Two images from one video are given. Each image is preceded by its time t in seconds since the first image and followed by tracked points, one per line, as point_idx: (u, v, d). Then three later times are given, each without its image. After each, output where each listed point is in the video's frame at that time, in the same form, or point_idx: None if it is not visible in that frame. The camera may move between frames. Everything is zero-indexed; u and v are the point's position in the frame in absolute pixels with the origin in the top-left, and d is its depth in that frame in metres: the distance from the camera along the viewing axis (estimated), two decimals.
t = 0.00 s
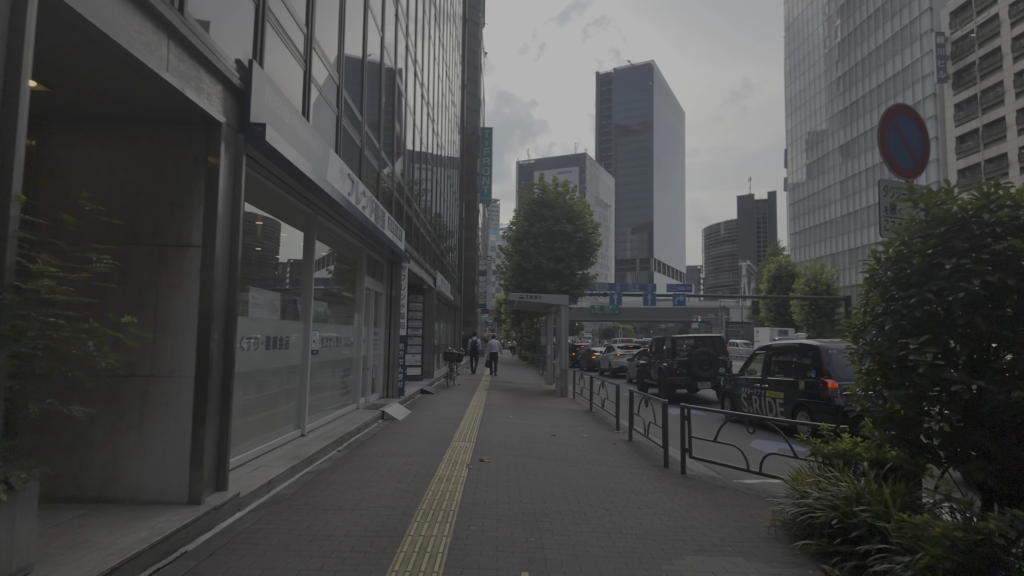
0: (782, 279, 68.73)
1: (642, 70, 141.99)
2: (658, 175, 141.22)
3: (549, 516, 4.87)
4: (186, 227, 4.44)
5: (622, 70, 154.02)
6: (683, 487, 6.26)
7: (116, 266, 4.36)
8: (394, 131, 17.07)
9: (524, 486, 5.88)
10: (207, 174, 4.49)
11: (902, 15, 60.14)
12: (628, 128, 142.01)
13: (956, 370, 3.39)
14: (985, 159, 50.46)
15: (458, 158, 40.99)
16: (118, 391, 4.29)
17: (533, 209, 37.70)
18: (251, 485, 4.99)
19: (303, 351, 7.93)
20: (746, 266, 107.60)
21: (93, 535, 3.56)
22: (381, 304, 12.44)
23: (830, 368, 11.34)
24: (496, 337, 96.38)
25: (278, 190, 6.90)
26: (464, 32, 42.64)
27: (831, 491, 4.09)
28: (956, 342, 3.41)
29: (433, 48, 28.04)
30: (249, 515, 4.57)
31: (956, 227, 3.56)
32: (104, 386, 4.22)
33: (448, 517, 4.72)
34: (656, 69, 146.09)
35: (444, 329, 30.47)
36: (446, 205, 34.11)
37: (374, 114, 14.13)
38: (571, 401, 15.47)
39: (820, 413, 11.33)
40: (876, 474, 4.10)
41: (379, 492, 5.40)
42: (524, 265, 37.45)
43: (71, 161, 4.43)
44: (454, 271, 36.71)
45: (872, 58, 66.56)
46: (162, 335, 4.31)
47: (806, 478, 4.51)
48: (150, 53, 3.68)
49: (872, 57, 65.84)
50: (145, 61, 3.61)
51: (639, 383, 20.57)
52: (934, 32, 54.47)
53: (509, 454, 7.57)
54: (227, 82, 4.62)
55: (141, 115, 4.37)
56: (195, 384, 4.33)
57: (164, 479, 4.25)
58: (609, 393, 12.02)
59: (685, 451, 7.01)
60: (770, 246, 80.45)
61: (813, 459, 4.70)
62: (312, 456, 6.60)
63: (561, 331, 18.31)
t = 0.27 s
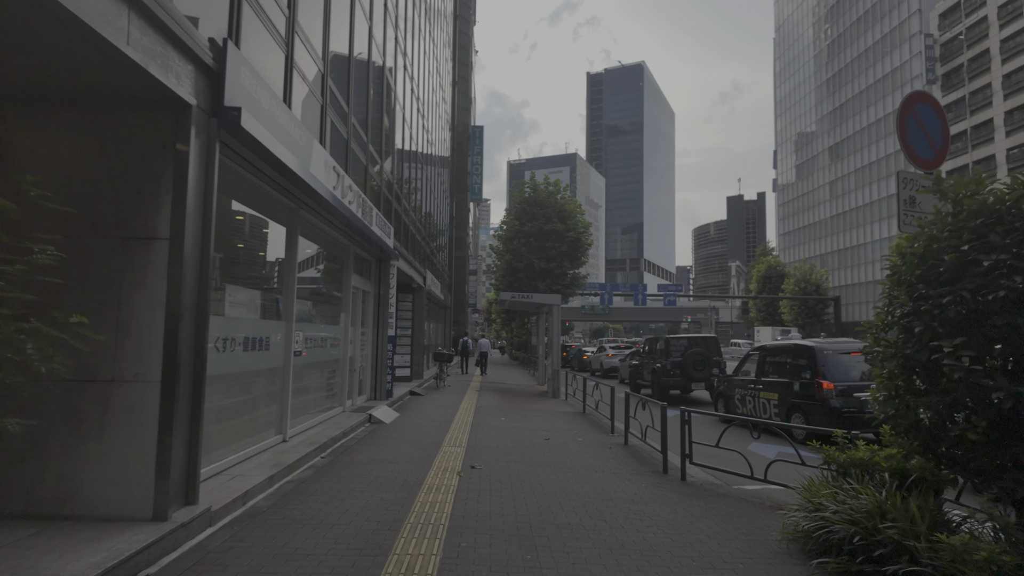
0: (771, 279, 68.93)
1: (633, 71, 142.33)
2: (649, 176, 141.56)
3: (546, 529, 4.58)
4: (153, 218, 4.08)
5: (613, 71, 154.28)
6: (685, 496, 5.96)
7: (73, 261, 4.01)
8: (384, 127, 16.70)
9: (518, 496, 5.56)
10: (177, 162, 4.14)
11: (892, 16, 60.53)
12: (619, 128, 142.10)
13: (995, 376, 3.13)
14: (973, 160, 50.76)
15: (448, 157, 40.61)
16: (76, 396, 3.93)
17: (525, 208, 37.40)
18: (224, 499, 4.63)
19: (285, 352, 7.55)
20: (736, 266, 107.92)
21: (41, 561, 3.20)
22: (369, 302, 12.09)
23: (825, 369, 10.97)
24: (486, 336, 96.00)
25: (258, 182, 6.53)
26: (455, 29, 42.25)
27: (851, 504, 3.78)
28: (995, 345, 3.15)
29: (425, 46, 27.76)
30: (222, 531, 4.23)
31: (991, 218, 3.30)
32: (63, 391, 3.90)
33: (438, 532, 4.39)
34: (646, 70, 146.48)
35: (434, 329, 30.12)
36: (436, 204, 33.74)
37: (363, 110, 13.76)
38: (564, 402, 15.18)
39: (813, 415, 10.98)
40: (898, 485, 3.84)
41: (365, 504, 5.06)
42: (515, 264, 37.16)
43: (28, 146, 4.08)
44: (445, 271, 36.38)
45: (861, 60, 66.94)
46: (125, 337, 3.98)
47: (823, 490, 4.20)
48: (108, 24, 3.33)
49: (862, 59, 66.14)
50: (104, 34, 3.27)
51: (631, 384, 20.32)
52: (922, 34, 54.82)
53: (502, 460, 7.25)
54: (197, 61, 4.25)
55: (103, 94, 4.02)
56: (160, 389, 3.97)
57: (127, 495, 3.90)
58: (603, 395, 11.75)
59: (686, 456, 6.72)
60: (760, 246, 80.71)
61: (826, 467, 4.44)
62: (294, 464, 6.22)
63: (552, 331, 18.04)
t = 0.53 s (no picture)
0: (754, 280, 69.43)
1: (617, 73, 143.09)
2: (633, 177, 142.27)
3: (537, 545, 4.27)
4: (106, 206, 3.70)
5: (597, 73, 154.88)
6: (680, 505, 5.69)
7: (17, 251, 3.63)
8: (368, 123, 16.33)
9: (506, 507, 5.24)
10: (132, 145, 3.76)
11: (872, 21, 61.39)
12: (604, 130, 142.61)
13: None
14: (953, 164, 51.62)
15: (433, 156, 40.26)
16: (16, 403, 3.53)
17: (510, 208, 37.16)
18: (187, 515, 4.25)
19: (260, 354, 7.16)
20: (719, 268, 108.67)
21: None
22: (349, 302, 11.70)
23: (814, 371, 10.41)
24: (470, 337, 95.61)
25: (229, 172, 6.15)
26: (440, 28, 41.94)
27: (865, 516, 3.52)
28: None
29: (409, 45, 27.46)
30: (181, 551, 3.85)
31: (1022, 212, 3.17)
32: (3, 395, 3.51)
33: (421, 549, 4.06)
34: (631, 72, 147.30)
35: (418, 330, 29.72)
36: (421, 203, 33.35)
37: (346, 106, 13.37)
38: (550, 404, 14.90)
39: (803, 418, 10.39)
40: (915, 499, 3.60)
41: (341, 518, 4.71)
42: (500, 264, 36.90)
43: None
44: (429, 271, 35.96)
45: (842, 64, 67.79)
46: (73, 336, 3.59)
47: (831, 500, 3.96)
48: None
49: (843, 63, 66.90)
50: None
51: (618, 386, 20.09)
52: (903, 39, 55.63)
53: (487, 467, 6.92)
54: (157, 35, 3.88)
55: (52, 69, 3.64)
56: (113, 394, 3.59)
57: (74, 512, 3.52)
58: (590, 397, 11.44)
59: (680, 463, 6.45)
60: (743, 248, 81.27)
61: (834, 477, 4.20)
62: (267, 473, 5.85)
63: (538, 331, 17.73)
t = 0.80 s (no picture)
0: (731, 282, 70.15)
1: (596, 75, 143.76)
2: (611, 179, 142.99)
3: (520, 561, 3.99)
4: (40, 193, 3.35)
5: (577, 75, 155.38)
6: (668, 514, 5.46)
7: None
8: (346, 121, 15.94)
9: (488, 519, 4.96)
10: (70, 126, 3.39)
11: (846, 27, 62.46)
12: (583, 132, 143.01)
13: None
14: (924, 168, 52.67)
15: (412, 155, 39.76)
16: None
17: (489, 208, 36.86)
18: (137, 536, 3.87)
19: (226, 356, 6.76)
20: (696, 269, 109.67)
21: None
22: (323, 302, 11.29)
23: (797, 372, 10.14)
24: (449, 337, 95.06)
25: (193, 162, 5.81)
26: (419, 26, 41.52)
27: (869, 530, 3.30)
28: None
29: (388, 42, 27.04)
30: None
31: None
32: None
33: (395, 568, 3.75)
34: (610, 74, 148.06)
35: (396, 330, 29.31)
36: (399, 202, 32.88)
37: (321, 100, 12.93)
38: (530, 406, 14.62)
39: (786, 420, 10.03)
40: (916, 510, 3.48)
41: (308, 534, 4.37)
42: (480, 264, 36.58)
43: None
44: (407, 271, 35.49)
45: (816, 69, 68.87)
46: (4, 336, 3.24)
47: (829, 511, 3.75)
48: None
49: (818, 68, 67.98)
50: None
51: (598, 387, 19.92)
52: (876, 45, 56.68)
53: (466, 474, 6.63)
54: (102, 5, 3.50)
55: None
56: (48, 404, 3.23)
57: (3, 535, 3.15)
58: (572, 398, 11.19)
59: (667, 468, 6.23)
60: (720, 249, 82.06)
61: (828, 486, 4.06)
62: (231, 484, 5.47)
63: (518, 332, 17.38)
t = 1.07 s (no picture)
0: (705, 283, 70.87)
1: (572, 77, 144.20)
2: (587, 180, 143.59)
3: None
4: None
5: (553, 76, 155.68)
6: (654, 525, 5.19)
7: None
8: (318, 115, 15.45)
9: (464, 534, 4.62)
10: None
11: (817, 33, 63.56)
12: (559, 133, 143.48)
13: None
14: (892, 172, 53.72)
15: (387, 153, 39.20)
16: None
17: (466, 207, 36.48)
18: (65, 563, 3.44)
19: (182, 359, 6.31)
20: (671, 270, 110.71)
21: None
22: (290, 302, 10.83)
23: (777, 373, 9.94)
24: (424, 338, 94.33)
25: (144, 147, 5.40)
26: (394, 22, 40.93)
27: (878, 546, 3.07)
28: None
29: (362, 37, 26.48)
30: None
31: None
32: None
33: None
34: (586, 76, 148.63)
35: (370, 330, 28.79)
36: (374, 201, 32.35)
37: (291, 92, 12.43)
38: (507, 409, 14.28)
39: (766, 422, 9.82)
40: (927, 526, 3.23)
41: (264, 555, 3.98)
42: (456, 264, 36.20)
43: None
44: (381, 271, 34.87)
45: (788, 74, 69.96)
46: None
47: (830, 524, 3.52)
48: None
49: (790, 73, 69.08)
50: None
51: (575, 389, 19.72)
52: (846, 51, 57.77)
53: (440, 483, 6.28)
54: None
55: None
56: None
57: None
58: (550, 400, 10.92)
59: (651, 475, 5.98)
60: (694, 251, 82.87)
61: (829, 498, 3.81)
62: (183, 498, 5.04)
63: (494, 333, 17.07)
